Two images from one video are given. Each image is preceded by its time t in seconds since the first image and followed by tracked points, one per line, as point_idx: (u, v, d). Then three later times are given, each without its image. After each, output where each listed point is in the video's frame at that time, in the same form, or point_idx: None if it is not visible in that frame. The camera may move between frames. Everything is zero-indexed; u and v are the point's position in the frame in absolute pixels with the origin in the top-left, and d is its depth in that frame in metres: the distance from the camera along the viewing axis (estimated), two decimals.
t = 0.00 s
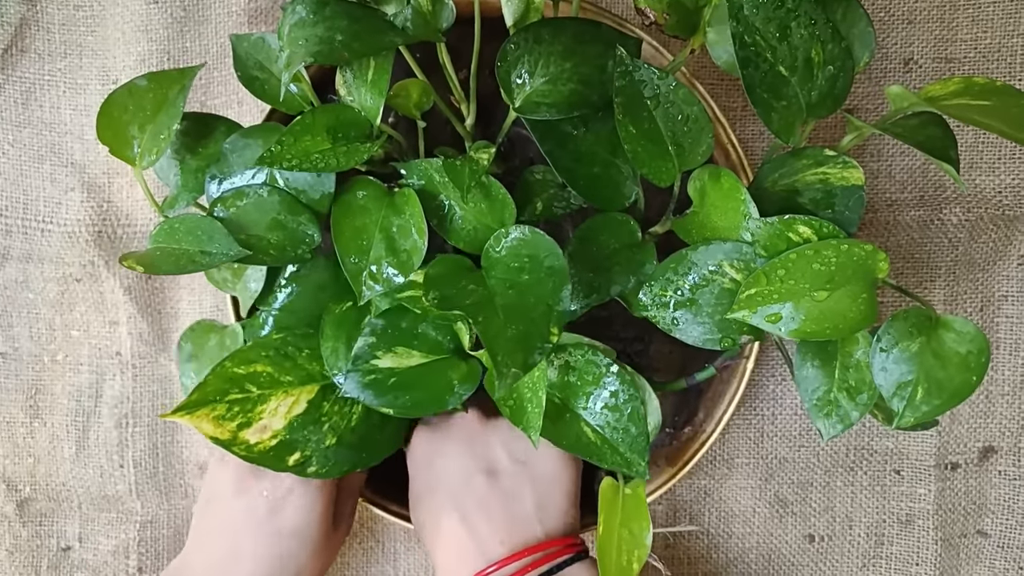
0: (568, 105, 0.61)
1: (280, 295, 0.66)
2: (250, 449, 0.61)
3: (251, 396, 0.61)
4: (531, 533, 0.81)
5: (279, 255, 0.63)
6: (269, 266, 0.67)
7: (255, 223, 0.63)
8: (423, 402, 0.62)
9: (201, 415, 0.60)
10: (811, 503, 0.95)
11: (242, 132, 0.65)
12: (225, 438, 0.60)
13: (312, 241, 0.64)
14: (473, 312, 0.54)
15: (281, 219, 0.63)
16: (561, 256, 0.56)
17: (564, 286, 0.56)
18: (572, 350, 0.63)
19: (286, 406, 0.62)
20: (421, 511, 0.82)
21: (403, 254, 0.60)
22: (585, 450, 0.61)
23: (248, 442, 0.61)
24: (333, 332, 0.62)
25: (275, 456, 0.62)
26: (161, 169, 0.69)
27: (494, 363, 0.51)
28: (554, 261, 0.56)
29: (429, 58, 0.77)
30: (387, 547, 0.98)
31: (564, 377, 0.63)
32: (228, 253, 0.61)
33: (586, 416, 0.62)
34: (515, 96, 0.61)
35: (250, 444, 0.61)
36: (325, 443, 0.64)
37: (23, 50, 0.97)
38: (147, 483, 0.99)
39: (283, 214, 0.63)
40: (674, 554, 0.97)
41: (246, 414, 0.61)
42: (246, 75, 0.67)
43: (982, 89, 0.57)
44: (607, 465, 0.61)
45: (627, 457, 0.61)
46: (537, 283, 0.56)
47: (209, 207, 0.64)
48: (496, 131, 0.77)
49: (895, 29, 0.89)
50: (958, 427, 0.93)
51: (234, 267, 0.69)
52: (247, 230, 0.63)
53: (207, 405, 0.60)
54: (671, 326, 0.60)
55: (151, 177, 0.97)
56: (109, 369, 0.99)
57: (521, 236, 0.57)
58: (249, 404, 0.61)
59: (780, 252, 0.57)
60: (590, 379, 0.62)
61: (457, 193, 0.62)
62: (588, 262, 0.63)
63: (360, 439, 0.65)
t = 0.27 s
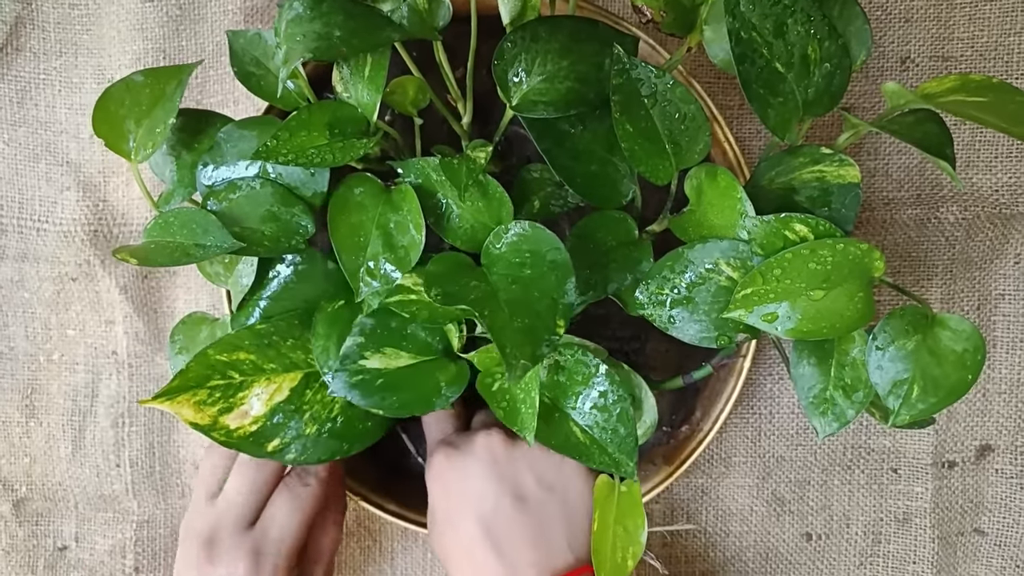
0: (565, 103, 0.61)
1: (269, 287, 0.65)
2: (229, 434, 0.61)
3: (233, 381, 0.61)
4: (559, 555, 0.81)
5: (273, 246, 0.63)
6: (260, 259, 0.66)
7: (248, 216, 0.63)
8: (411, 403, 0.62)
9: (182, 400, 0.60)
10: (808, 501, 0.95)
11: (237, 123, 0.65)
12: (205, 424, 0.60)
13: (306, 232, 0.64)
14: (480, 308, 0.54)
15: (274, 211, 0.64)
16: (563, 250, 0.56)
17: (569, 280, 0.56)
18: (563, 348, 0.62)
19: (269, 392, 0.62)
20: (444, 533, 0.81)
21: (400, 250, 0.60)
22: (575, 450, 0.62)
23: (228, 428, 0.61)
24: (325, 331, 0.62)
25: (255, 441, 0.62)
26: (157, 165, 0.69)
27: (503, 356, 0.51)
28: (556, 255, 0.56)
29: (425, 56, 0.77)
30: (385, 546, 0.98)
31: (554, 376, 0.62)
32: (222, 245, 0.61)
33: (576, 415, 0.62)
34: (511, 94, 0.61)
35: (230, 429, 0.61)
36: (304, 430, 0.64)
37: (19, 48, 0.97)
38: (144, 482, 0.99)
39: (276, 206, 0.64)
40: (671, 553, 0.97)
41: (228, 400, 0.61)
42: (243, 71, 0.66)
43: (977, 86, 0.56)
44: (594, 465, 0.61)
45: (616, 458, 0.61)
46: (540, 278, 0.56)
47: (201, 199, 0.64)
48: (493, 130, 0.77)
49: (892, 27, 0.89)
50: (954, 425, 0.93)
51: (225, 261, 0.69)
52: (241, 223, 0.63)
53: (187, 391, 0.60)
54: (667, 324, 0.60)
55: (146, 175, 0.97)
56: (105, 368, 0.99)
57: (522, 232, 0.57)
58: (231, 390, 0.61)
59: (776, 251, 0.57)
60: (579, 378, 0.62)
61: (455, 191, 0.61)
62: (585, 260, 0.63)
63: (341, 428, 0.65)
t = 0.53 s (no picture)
0: (560, 103, 0.60)
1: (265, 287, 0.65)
2: (226, 435, 0.60)
3: (229, 381, 0.60)
4: (553, 552, 0.81)
5: (267, 246, 0.62)
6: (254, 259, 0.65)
7: (243, 215, 0.63)
8: (420, 391, 0.61)
9: (178, 402, 0.59)
10: (804, 499, 0.95)
11: (231, 123, 0.65)
12: (201, 425, 0.59)
13: (300, 232, 0.64)
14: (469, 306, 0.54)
15: (269, 211, 0.64)
16: (555, 249, 0.56)
17: (561, 276, 0.56)
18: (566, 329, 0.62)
19: (265, 392, 0.62)
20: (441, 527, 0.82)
21: (390, 247, 0.60)
22: (582, 427, 0.62)
23: (225, 428, 0.60)
24: (328, 328, 0.61)
25: (251, 442, 0.61)
26: (150, 164, 0.69)
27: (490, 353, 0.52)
28: (548, 254, 0.56)
29: (421, 54, 0.77)
30: (382, 544, 0.98)
31: (558, 358, 0.63)
32: (216, 246, 0.61)
33: (581, 394, 0.62)
34: (506, 93, 0.61)
35: (227, 429, 0.61)
36: (301, 430, 0.63)
37: (14, 46, 0.97)
38: (140, 480, 0.99)
39: (271, 207, 0.64)
40: (668, 550, 0.97)
41: (224, 400, 0.60)
42: (237, 70, 0.66)
43: (971, 86, 0.56)
44: (601, 441, 0.62)
45: (622, 433, 0.61)
46: (532, 275, 0.56)
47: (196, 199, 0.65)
48: (489, 129, 0.77)
49: (888, 25, 0.89)
50: (950, 422, 0.93)
51: (220, 262, 0.69)
52: (235, 223, 0.63)
53: (183, 391, 0.59)
54: (662, 324, 0.60)
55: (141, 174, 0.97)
56: (101, 366, 0.99)
57: (515, 230, 0.58)
58: (227, 390, 0.60)
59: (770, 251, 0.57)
60: (583, 358, 0.62)
61: (450, 190, 0.61)
62: (580, 258, 0.63)
63: (338, 427, 0.64)
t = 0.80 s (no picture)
0: (554, 99, 0.60)
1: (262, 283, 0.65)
2: (221, 429, 0.62)
3: (224, 377, 0.61)
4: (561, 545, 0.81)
5: (263, 242, 0.63)
6: (250, 254, 0.66)
7: (238, 211, 0.63)
8: (413, 387, 0.62)
9: (175, 397, 0.60)
10: (801, 495, 0.95)
11: (226, 119, 0.64)
12: (196, 420, 0.61)
13: (296, 228, 0.64)
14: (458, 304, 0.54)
15: (264, 207, 0.64)
16: (546, 247, 0.56)
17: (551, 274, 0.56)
18: (557, 329, 0.63)
19: (260, 388, 0.63)
20: (446, 525, 0.81)
21: (384, 243, 0.60)
22: (566, 426, 0.62)
23: (219, 423, 0.62)
24: (323, 324, 0.62)
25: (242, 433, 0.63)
26: (145, 160, 0.68)
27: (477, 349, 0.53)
28: (540, 251, 0.56)
29: (416, 50, 0.77)
30: (379, 540, 0.98)
31: (549, 356, 0.63)
32: (212, 241, 0.61)
33: (569, 393, 0.62)
34: (501, 89, 0.61)
35: (221, 423, 0.62)
36: (294, 424, 0.64)
37: (8, 42, 0.97)
38: (137, 477, 0.98)
39: (267, 203, 0.64)
40: (664, 546, 0.97)
41: (219, 395, 0.61)
42: (232, 66, 0.66)
43: (966, 81, 0.56)
44: (586, 441, 0.62)
45: (609, 436, 0.61)
46: (523, 273, 0.56)
47: (190, 194, 0.64)
48: (484, 125, 0.77)
49: (884, 21, 0.89)
50: (946, 418, 0.93)
51: (216, 257, 0.68)
52: (230, 219, 0.63)
53: (179, 388, 0.60)
54: (657, 321, 0.60)
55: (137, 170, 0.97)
56: (97, 363, 0.99)
57: (507, 227, 0.57)
58: (223, 385, 0.61)
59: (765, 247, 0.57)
60: (574, 357, 0.62)
61: (444, 186, 0.61)
62: (575, 255, 0.63)
63: (331, 421, 0.65)
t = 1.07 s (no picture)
0: (556, 96, 0.60)
1: (268, 284, 0.65)
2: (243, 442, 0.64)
3: (243, 398, 0.63)
4: (554, 533, 0.82)
5: (266, 245, 0.62)
6: (255, 260, 0.65)
7: (242, 214, 0.63)
8: (419, 382, 0.62)
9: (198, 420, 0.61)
10: (800, 491, 0.95)
11: (228, 124, 0.64)
12: (219, 438, 0.62)
13: (300, 231, 0.64)
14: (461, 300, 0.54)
15: (268, 210, 0.63)
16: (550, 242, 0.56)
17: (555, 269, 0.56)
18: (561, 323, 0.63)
19: (279, 404, 0.64)
20: (440, 516, 0.83)
21: (388, 240, 0.60)
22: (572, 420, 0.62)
23: (241, 437, 0.63)
24: (328, 322, 0.62)
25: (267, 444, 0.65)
26: (146, 159, 0.68)
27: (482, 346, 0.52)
28: (543, 247, 0.56)
29: (416, 47, 0.77)
30: (380, 537, 0.98)
31: (553, 350, 0.63)
32: (215, 243, 0.61)
33: (574, 387, 0.63)
34: (502, 86, 0.61)
35: (243, 437, 0.64)
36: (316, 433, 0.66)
37: (7, 40, 0.96)
38: (137, 474, 0.98)
39: (270, 205, 0.63)
40: (664, 542, 0.97)
41: (240, 413, 0.63)
42: (231, 65, 0.66)
43: (967, 78, 0.56)
44: (593, 436, 0.62)
45: (612, 428, 0.61)
46: (527, 269, 0.56)
47: (194, 196, 0.64)
48: (485, 121, 0.77)
49: (884, 17, 0.89)
50: (945, 414, 0.93)
51: (222, 265, 0.69)
52: (234, 221, 0.63)
53: (201, 413, 0.61)
54: (658, 316, 0.60)
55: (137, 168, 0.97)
56: (97, 360, 0.99)
57: (510, 224, 0.57)
58: (242, 405, 0.63)
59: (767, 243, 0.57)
60: (578, 351, 0.62)
61: (446, 183, 0.61)
62: (576, 251, 0.63)
63: (351, 427, 0.66)
